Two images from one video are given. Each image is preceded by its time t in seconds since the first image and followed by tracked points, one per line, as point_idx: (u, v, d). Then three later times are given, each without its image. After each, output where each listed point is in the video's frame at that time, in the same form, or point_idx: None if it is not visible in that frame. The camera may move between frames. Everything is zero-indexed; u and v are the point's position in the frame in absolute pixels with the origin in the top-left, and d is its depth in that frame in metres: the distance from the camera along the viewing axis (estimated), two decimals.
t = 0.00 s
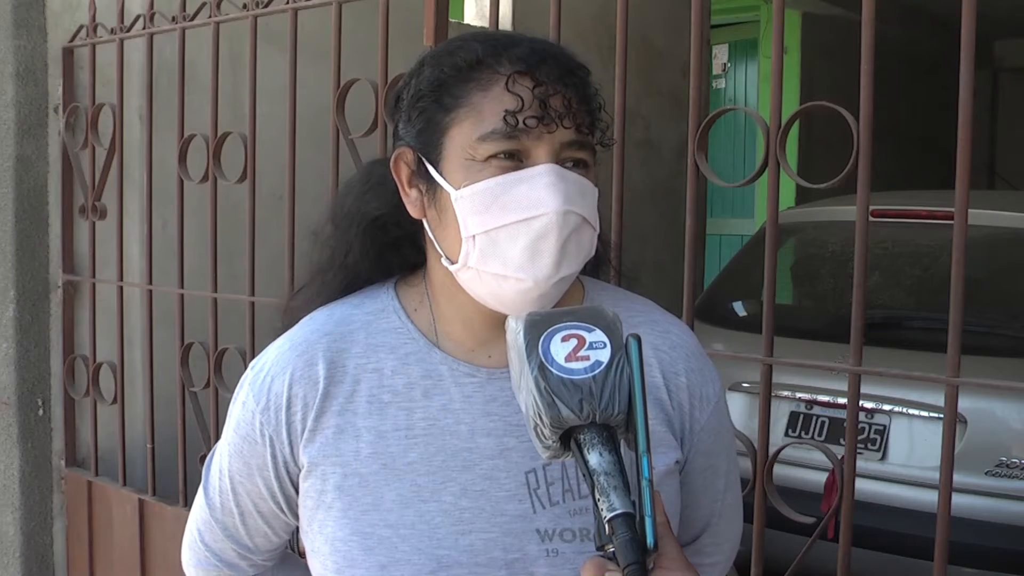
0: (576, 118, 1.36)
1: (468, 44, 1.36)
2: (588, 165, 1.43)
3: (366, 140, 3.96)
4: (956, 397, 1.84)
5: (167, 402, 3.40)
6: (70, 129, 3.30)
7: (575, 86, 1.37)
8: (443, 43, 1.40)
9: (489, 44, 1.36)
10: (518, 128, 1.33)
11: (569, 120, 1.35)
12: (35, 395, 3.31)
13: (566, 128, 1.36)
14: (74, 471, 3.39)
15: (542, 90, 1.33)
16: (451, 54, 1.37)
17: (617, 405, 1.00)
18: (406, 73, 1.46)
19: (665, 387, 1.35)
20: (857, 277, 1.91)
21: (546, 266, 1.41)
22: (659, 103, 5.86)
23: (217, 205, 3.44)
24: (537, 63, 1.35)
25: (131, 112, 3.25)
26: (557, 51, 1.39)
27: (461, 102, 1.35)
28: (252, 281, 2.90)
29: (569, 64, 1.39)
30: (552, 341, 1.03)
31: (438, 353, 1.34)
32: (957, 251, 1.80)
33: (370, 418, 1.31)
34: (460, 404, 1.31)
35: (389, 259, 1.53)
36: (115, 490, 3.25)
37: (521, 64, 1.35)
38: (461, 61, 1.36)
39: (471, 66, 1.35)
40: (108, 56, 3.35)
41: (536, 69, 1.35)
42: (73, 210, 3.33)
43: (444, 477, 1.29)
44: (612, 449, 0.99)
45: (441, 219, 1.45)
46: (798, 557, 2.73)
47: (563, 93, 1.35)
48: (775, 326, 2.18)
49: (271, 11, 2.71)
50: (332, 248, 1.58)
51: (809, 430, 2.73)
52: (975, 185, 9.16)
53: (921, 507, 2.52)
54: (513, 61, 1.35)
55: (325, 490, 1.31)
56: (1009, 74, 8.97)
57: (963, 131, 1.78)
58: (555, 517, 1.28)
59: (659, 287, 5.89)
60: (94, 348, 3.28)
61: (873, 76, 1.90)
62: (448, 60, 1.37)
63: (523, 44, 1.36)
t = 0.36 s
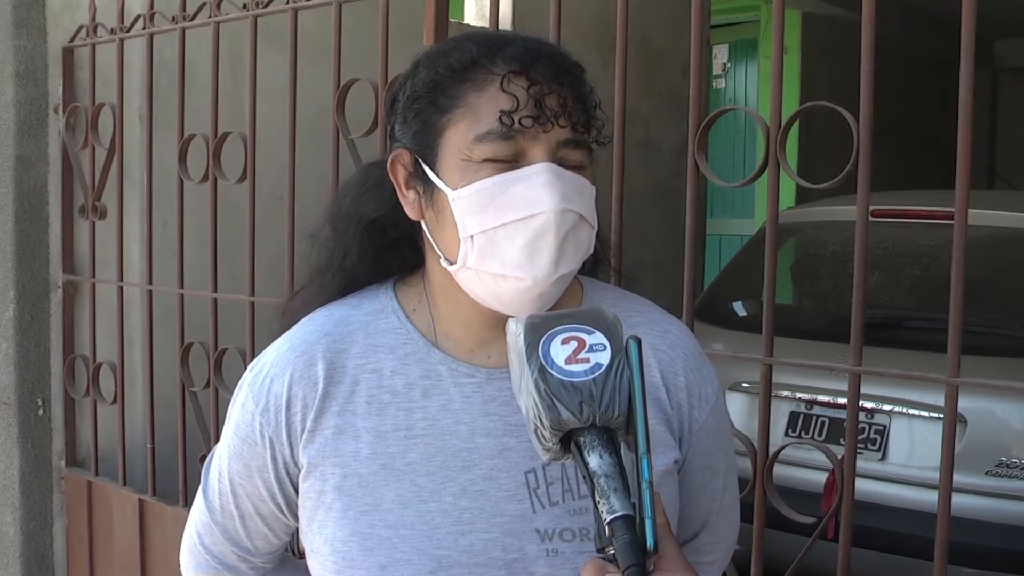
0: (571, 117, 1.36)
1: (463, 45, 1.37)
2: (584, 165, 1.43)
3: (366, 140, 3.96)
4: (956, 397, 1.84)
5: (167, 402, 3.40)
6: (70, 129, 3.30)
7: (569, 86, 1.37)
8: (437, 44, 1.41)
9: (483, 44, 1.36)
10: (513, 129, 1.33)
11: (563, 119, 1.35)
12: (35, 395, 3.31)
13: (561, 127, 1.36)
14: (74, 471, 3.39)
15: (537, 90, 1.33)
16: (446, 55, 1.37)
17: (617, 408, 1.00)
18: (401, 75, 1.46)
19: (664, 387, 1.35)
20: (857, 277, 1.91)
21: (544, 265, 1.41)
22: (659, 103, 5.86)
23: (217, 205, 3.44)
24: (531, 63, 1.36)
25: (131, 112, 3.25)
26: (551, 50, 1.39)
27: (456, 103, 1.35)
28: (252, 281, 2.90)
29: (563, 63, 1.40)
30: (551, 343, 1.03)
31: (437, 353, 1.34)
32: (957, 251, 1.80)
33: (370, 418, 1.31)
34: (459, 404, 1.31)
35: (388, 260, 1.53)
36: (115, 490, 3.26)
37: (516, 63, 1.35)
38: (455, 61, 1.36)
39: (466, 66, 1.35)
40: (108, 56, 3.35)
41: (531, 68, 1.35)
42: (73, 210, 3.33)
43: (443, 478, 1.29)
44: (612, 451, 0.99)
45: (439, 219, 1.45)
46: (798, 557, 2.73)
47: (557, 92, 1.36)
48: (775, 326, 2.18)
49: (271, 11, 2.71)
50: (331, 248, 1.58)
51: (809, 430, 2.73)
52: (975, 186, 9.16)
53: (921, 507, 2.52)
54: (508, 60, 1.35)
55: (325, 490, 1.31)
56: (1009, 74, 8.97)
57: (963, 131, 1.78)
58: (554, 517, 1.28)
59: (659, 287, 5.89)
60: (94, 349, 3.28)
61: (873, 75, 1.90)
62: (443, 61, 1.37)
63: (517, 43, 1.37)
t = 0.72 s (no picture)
0: (570, 114, 1.36)
1: (461, 44, 1.36)
2: (585, 161, 1.43)
3: (366, 141, 3.96)
4: (956, 397, 1.84)
5: (167, 402, 3.40)
6: (70, 129, 3.30)
7: (568, 82, 1.37)
8: (436, 44, 1.40)
9: (482, 43, 1.36)
10: (513, 125, 1.33)
11: (563, 116, 1.35)
12: (35, 395, 3.31)
13: (561, 123, 1.36)
14: (74, 471, 3.39)
15: (536, 87, 1.33)
16: (445, 55, 1.37)
17: (618, 405, 0.99)
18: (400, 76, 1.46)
19: (665, 387, 1.36)
20: (858, 277, 1.91)
21: (546, 262, 1.41)
22: (659, 102, 5.86)
23: (217, 205, 3.44)
24: (530, 61, 1.36)
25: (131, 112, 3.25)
26: (550, 48, 1.39)
27: (456, 102, 1.35)
28: (252, 281, 2.90)
29: (562, 61, 1.40)
30: (552, 340, 1.03)
31: (438, 353, 1.34)
32: (957, 251, 1.80)
33: (370, 418, 1.31)
34: (460, 404, 1.31)
35: (388, 261, 1.53)
36: (115, 491, 3.25)
37: (515, 62, 1.35)
38: (455, 61, 1.36)
39: (465, 66, 1.35)
40: (108, 56, 3.35)
41: (530, 66, 1.35)
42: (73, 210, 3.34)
43: (444, 477, 1.29)
44: (613, 448, 0.99)
45: (440, 218, 1.45)
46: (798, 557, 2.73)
47: (557, 90, 1.35)
48: (776, 326, 2.18)
49: (271, 10, 2.71)
50: (331, 249, 1.58)
51: (809, 430, 2.73)
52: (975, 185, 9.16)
53: (922, 507, 2.52)
54: (507, 59, 1.35)
55: (325, 489, 1.31)
56: (1009, 74, 8.97)
57: (962, 131, 1.78)
58: (555, 517, 1.28)
59: (659, 288, 5.89)
60: (94, 349, 3.28)
61: (873, 75, 1.90)
62: (442, 62, 1.37)
63: (516, 42, 1.36)
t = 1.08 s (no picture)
0: (571, 114, 1.36)
1: (460, 45, 1.37)
2: (585, 162, 1.43)
3: (366, 140, 3.97)
4: (956, 397, 1.84)
5: (167, 402, 3.40)
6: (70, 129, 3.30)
7: (568, 83, 1.38)
8: (435, 45, 1.41)
9: (481, 44, 1.36)
10: (514, 126, 1.33)
11: (563, 116, 1.35)
12: (35, 395, 3.31)
13: (561, 124, 1.36)
14: (74, 471, 3.39)
15: (536, 88, 1.33)
16: (444, 55, 1.37)
17: (619, 403, 0.99)
18: (398, 78, 1.47)
19: (664, 386, 1.36)
20: (858, 277, 1.91)
21: (547, 262, 1.41)
22: (659, 102, 5.86)
23: (217, 205, 3.44)
24: (530, 61, 1.36)
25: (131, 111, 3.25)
26: (549, 49, 1.40)
27: (455, 103, 1.35)
28: (252, 282, 2.90)
29: (561, 62, 1.40)
30: (552, 338, 1.04)
31: (438, 352, 1.34)
32: (957, 251, 1.80)
33: (370, 417, 1.31)
34: (460, 403, 1.31)
35: (388, 261, 1.53)
36: (115, 491, 3.25)
37: (514, 62, 1.35)
38: (454, 61, 1.36)
39: (464, 66, 1.36)
40: (108, 56, 3.35)
41: (530, 67, 1.35)
42: (73, 211, 3.34)
43: (444, 476, 1.29)
44: (613, 446, 0.99)
45: (440, 219, 1.45)
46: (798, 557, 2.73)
47: (556, 90, 1.36)
48: (776, 326, 2.18)
49: (271, 11, 2.71)
50: (331, 249, 1.58)
51: (809, 430, 2.73)
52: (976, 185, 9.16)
53: (922, 507, 2.52)
54: (507, 59, 1.35)
55: (326, 489, 1.31)
56: (1009, 74, 8.96)
57: (962, 131, 1.78)
58: (555, 516, 1.28)
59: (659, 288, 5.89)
60: (94, 349, 3.28)
61: (873, 75, 1.90)
62: (441, 62, 1.37)
63: (515, 42, 1.37)
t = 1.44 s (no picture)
0: (568, 116, 1.36)
1: (457, 47, 1.37)
2: (583, 162, 1.43)
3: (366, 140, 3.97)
4: (956, 397, 1.84)
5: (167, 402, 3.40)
6: (70, 129, 3.30)
7: (565, 84, 1.37)
8: (431, 46, 1.41)
9: (477, 45, 1.36)
10: (511, 129, 1.33)
11: (560, 118, 1.36)
12: (35, 395, 3.31)
13: (558, 126, 1.36)
14: (74, 471, 3.39)
15: (533, 90, 1.33)
16: (440, 57, 1.38)
17: (618, 404, 0.99)
18: (395, 79, 1.47)
19: (664, 387, 1.36)
20: (858, 277, 1.91)
21: (547, 263, 1.40)
22: (659, 103, 5.86)
23: (217, 206, 3.45)
24: (527, 63, 1.36)
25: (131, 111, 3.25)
26: (545, 50, 1.39)
27: (452, 106, 1.35)
28: (252, 281, 2.90)
29: (558, 62, 1.40)
30: (553, 339, 1.04)
31: (437, 353, 1.33)
32: (957, 251, 1.80)
33: (369, 417, 1.31)
34: (459, 403, 1.31)
35: (387, 263, 1.53)
36: (115, 490, 3.25)
37: (511, 64, 1.35)
38: (450, 64, 1.36)
39: (461, 68, 1.35)
40: (108, 56, 3.35)
41: (526, 68, 1.35)
42: (73, 211, 3.33)
43: (443, 477, 1.29)
44: (613, 447, 0.98)
45: (439, 221, 1.45)
46: (798, 557, 2.73)
47: (554, 92, 1.35)
48: (776, 326, 2.18)
49: (271, 10, 2.71)
50: (330, 250, 1.58)
51: (809, 430, 2.73)
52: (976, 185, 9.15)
53: (921, 507, 2.52)
54: (503, 61, 1.35)
55: (323, 488, 1.31)
56: (1009, 74, 8.96)
57: (962, 131, 1.78)
58: (553, 517, 1.28)
59: (659, 288, 5.89)
60: (93, 349, 3.28)
61: (873, 75, 1.90)
62: (438, 64, 1.37)
63: (511, 44, 1.36)
